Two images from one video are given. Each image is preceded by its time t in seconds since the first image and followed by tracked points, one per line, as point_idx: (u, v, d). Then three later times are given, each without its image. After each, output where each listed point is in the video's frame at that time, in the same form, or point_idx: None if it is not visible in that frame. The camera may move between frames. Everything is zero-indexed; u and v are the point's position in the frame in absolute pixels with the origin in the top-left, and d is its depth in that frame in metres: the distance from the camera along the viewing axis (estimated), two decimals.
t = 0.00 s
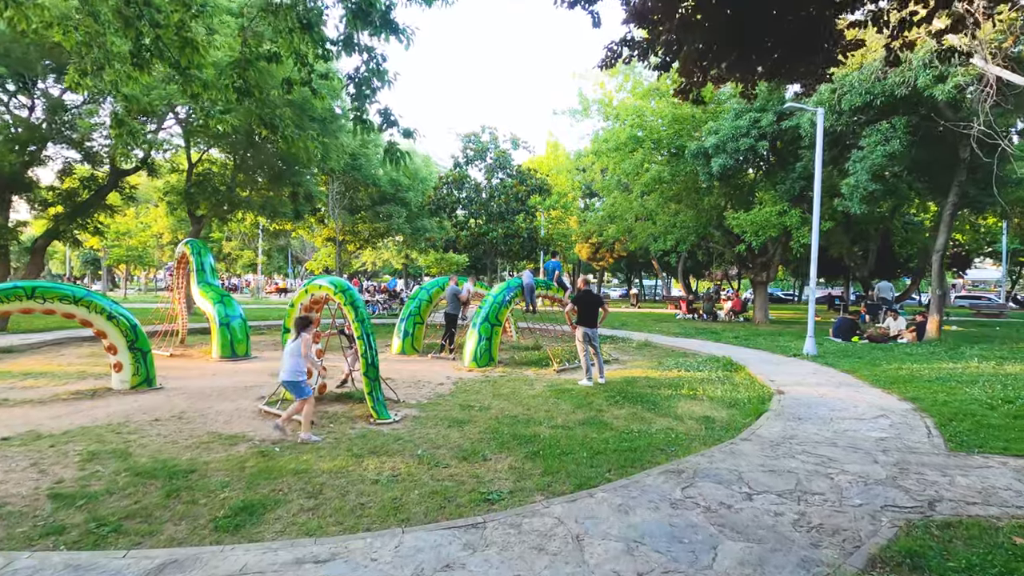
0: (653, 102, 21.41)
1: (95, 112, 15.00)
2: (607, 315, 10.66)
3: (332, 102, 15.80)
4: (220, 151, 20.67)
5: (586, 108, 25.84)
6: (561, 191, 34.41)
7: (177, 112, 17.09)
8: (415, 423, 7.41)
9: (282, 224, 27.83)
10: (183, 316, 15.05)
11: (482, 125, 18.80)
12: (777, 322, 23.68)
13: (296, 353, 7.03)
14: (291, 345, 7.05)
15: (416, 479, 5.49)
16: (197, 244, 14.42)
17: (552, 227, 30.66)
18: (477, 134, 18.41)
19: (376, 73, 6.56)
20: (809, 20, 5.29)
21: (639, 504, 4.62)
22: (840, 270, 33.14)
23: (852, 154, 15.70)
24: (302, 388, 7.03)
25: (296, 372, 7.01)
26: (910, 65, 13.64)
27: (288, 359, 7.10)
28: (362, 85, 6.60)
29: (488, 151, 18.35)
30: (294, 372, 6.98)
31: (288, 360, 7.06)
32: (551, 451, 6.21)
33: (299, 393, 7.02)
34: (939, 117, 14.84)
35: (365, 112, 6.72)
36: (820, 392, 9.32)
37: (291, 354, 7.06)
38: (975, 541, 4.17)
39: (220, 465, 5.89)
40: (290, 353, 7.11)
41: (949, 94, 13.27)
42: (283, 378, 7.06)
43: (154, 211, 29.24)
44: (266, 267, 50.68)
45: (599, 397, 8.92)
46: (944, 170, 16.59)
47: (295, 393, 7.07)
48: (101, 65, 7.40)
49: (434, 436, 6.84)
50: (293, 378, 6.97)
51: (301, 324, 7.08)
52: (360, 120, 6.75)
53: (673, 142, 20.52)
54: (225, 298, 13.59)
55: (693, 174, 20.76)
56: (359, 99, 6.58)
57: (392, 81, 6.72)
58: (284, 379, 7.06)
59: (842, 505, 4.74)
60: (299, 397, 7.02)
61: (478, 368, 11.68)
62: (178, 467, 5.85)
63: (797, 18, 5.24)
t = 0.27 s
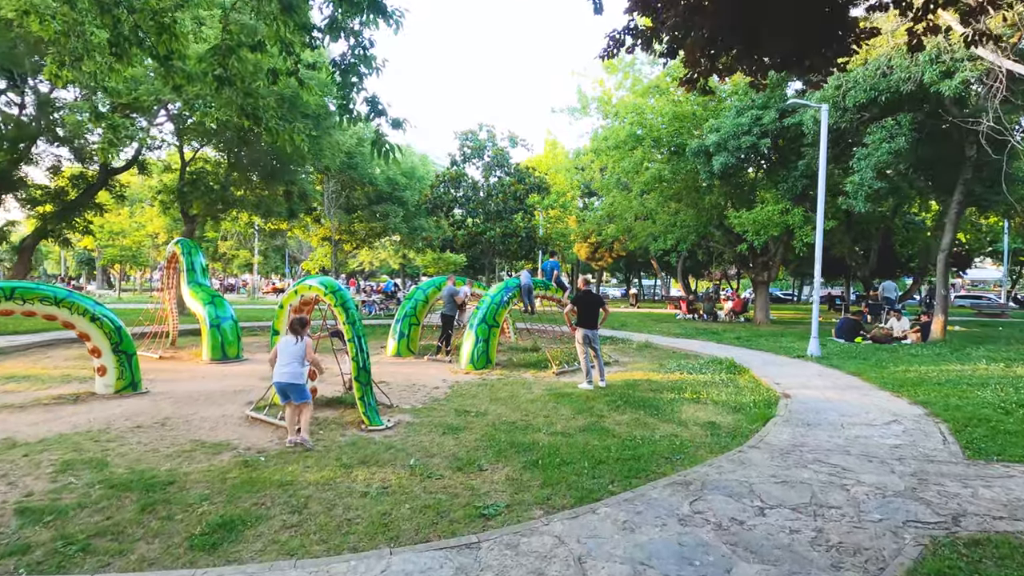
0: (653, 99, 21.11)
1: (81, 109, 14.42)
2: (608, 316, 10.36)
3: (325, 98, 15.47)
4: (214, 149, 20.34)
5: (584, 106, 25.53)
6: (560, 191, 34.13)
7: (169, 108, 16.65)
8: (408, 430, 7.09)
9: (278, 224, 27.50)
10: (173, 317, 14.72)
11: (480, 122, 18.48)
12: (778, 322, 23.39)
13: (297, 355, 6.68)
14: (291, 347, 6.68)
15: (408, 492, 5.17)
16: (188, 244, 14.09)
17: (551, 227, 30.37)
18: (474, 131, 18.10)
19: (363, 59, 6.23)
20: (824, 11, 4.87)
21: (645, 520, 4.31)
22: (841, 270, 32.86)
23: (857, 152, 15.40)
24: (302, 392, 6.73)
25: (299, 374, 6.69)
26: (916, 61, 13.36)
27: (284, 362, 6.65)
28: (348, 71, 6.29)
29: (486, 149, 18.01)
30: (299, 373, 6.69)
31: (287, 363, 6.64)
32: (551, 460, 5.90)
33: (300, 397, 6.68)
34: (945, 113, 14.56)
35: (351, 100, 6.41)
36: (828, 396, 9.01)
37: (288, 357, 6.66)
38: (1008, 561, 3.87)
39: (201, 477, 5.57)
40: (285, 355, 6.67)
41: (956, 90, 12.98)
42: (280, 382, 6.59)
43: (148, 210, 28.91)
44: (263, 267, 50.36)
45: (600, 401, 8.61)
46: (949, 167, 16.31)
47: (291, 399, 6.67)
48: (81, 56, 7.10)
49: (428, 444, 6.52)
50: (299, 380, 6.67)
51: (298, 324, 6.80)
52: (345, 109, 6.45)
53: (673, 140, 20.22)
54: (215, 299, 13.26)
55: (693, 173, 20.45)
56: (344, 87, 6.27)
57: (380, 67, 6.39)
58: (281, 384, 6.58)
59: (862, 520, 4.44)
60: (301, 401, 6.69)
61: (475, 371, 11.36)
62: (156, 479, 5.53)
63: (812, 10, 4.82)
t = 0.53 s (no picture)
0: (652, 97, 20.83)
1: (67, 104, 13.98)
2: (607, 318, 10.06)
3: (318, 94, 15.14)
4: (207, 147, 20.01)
5: (583, 104, 25.25)
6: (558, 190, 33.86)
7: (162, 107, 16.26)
8: (400, 438, 6.79)
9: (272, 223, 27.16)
10: (163, 318, 14.39)
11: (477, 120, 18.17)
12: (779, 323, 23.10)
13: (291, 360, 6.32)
14: (285, 350, 6.31)
15: (397, 506, 4.88)
16: (177, 243, 13.77)
17: (549, 227, 30.09)
18: (471, 129, 17.80)
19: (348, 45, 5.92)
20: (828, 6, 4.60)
21: (650, 540, 4.02)
22: (842, 270, 32.60)
23: (860, 150, 15.12)
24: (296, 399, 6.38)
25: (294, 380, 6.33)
26: (923, 57, 13.09)
27: (278, 367, 6.24)
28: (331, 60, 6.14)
29: (483, 147, 17.69)
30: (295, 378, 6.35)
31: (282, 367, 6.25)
32: (548, 471, 5.60)
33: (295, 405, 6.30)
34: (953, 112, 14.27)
35: (333, 89, 6.11)
36: (835, 400, 8.73)
37: (282, 362, 6.27)
38: None
39: (179, 490, 5.27)
40: (277, 360, 6.26)
41: (963, 86, 12.71)
42: (278, 388, 6.17)
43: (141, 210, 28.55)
44: (258, 268, 50.00)
45: (599, 407, 8.31)
46: (955, 165, 16.05)
47: (285, 407, 6.25)
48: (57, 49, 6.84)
49: (420, 453, 6.22)
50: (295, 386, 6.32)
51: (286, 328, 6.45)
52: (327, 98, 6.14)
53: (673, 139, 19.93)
54: (206, 300, 12.95)
55: (693, 171, 20.17)
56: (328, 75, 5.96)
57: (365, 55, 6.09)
58: (280, 389, 6.18)
59: (881, 539, 4.15)
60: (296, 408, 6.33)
61: (471, 374, 11.04)
62: (131, 492, 5.23)
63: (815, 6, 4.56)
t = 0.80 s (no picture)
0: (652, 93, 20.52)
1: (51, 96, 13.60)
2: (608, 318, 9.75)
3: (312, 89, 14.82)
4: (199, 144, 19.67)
5: (582, 101, 24.94)
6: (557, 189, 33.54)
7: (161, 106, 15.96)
8: (390, 443, 6.48)
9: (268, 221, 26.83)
10: (152, 317, 14.06)
11: (474, 116, 17.84)
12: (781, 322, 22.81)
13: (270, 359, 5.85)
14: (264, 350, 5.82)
15: (383, 518, 4.56)
16: (166, 241, 13.44)
17: (547, 226, 29.79)
18: (468, 125, 17.48)
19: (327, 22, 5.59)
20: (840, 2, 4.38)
21: (655, 559, 3.70)
22: (843, 269, 32.31)
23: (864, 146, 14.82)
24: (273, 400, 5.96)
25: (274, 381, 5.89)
26: (929, 50, 12.79)
27: (260, 369, 5.74)
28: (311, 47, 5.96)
29: (481, 144, 17.34)
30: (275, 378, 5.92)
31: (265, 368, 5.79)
32: (545, 479, 5.28)
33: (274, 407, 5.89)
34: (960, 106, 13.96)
35: (313, 69, 5.78)
36: (843, 402, 8.43)
37: (262, 363, 5.77)
38: None
39: (152, 501, 4.94)
40: (258, 361, 5.75)
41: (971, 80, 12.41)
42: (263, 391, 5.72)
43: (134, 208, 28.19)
44: (255, 267, 49.64)
45: (599, 409, 8.00)
46: (962, 162, 15.77)
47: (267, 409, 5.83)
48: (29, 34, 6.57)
49: (410, 460, 5.90)
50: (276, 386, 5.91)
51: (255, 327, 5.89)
52: (307, 79, 5.81)
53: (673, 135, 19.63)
54: (195, 299, 12.61)
55: (694, 168, 19.86)
56: (306, 54, 5.62)
57: (347, 33, 5.78)
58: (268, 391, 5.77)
59: (905, 556, 3.84)
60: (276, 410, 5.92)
61: (467, 375, 10.71)
62: (101, 503, 4.90)
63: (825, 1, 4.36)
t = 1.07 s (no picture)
0: (654, 91, 20.25)
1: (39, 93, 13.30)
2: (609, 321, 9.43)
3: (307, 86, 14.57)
4: (195, 143, 19.41)
5: (583, 99, 24.62)
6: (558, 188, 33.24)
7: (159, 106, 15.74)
8: (381, 454, 6.18)
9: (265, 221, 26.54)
10: (143, 320, 13.74)
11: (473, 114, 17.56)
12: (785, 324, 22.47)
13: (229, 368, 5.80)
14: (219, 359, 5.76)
15: (370, 540, 4.25)
16: (158, 242, 13.15)
17: (547, 226, 29.47)
18: (467, 123, 17.18)
19: (306, 8, 5.90)
20: None
21: None
22: (846, 270, 31.94)
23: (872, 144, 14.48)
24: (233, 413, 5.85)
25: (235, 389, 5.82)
26: (939, 45, 12.50)
27: (220, 377, 5.67)
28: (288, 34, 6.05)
29: (480, 142, 17.03)
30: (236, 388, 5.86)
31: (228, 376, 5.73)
32: (544, 495, 4.98)
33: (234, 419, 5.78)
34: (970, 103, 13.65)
35: (291, 56, 6.18)
36: (853, 409, 8.12)
37: (223, 371, 5.71)
38: None
39: (125, 520, 4.65)
40: (215, 371, 5.67)
41: (982, 76, 12.11)
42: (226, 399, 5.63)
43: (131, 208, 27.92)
44: (253, 268, 49.34)
45: (600, 417, 7.69)
46: (971, 161, 15.47)
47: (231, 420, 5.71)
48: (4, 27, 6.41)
49: (401, 473, 5.60)
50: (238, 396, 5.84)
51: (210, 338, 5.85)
52: (285, 65, 6.18)
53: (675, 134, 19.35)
54: (186, 301, 12.31)
55: (696, 167, 19.55)
56: (285, 38, 5.97)
57: (327, 19, 5.99)
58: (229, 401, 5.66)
59: None
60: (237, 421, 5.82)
61: (465, 380, 10.39)
62: (70, 521, 4.61)
63: None
